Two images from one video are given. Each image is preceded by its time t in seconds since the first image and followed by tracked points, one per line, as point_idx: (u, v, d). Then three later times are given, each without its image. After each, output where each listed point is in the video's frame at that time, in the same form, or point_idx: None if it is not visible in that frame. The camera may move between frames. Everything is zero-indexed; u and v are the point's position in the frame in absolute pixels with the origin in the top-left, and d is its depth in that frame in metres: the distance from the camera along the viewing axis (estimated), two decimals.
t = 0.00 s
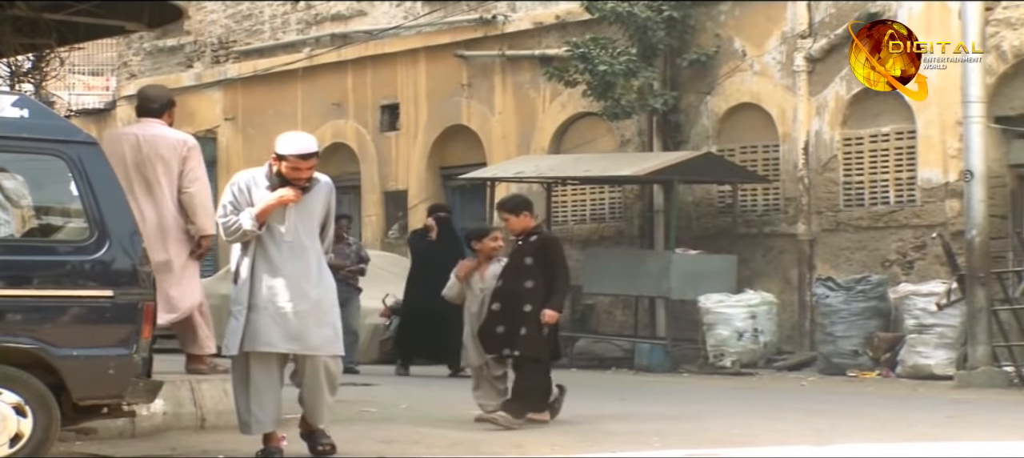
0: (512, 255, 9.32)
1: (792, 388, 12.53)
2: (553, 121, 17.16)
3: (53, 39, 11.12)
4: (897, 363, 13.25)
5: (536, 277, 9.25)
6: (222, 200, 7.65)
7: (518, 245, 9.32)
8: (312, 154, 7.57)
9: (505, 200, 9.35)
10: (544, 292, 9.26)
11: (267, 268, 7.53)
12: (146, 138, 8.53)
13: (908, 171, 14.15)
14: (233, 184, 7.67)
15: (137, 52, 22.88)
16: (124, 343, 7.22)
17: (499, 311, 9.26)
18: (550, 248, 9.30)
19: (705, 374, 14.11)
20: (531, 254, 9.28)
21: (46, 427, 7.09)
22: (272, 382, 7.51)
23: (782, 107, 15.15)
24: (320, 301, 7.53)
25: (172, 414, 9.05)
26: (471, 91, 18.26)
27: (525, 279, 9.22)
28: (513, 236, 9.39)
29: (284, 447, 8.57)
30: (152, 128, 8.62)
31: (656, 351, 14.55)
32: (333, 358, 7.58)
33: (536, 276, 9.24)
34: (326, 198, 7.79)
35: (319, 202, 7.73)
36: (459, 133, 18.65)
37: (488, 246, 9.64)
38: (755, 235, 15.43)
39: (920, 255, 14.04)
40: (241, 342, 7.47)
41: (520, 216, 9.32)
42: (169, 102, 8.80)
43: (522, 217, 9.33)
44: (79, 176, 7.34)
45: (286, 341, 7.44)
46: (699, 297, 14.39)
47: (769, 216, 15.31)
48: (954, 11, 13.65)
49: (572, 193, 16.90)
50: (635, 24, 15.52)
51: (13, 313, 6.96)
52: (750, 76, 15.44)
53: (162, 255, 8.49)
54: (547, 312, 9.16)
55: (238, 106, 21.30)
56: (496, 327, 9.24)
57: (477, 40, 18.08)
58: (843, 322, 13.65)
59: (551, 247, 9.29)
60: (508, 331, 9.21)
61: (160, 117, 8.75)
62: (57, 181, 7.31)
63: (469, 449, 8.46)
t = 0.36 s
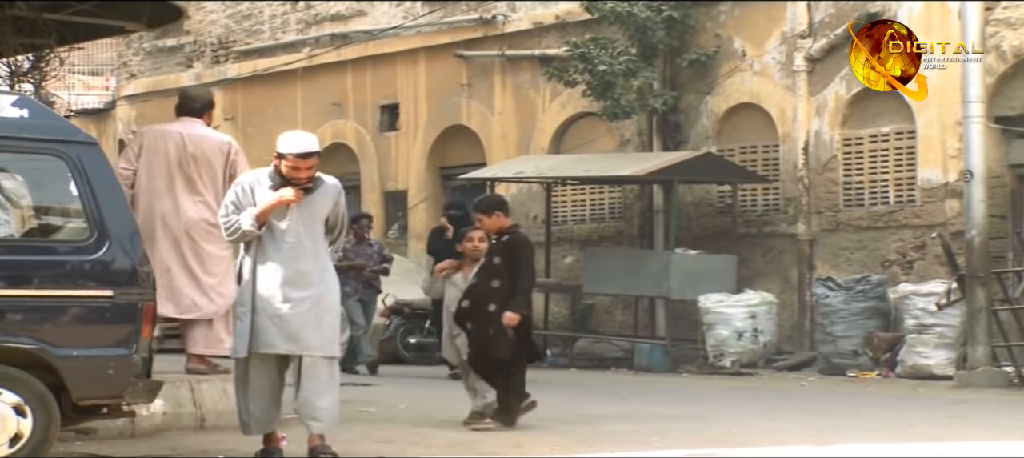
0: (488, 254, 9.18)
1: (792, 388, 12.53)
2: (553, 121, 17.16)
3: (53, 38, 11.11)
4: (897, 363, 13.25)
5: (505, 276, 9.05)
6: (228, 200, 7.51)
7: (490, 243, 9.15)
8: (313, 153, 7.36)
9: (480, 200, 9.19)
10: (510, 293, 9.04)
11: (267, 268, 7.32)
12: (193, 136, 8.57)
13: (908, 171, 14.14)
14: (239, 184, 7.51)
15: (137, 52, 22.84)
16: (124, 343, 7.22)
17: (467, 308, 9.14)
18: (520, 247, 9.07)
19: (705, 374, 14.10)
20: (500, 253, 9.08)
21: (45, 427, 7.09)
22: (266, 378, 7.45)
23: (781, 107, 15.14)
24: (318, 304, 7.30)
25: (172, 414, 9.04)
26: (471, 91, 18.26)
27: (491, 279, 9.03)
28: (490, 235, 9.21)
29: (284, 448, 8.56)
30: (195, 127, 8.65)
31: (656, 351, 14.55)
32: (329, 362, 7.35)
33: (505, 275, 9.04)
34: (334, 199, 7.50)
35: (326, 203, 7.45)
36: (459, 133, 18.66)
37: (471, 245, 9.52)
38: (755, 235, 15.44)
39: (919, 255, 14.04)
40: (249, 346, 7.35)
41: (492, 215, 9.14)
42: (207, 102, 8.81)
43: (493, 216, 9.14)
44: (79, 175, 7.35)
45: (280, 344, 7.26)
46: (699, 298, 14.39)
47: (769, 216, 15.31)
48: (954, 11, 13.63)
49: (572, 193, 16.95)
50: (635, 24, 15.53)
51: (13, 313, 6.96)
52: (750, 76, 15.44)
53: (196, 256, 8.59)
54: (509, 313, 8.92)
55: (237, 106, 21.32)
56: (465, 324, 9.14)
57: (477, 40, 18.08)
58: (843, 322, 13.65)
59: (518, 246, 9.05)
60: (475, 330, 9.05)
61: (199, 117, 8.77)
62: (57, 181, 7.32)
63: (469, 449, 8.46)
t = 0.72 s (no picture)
0: (463, 255, 9.18)
1: (789, 388, 12.54)
2: (550, 121, 17.16)
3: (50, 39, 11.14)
4: (893, 363, 13.27)
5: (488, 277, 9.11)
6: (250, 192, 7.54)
7: (469, 244, 9.16)
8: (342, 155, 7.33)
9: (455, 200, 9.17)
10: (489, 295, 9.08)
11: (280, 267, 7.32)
12: (194, 140, 8.51)
13: (905, 171, 14.12)
14: (262, 178, 7.52)
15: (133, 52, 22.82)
16: (120, 344, 7.23)
17: (446, 311, 9.12)
18: (502, 248, 9.12)
19: (701, 374, 14.15)
20: (483, 255, 9.12)
21: (41, 427, 7.10)
22: (272, 381, 7.38)
23: (778, 107, 15.16)
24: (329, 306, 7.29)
25: (168, 414, 9.05)
26: (467, 91, 18.33)
27: (476, 280, 9.09)
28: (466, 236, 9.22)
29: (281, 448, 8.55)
30: (195, 131, 8.59)
31: (652, 351, 14.56)
32: (335, 367, 7.31)
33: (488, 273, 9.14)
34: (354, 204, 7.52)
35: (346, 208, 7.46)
36: (456, 133, 18.69)
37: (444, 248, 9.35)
38: (751, 235, 15.45)
39: (915, 255, 14.04)
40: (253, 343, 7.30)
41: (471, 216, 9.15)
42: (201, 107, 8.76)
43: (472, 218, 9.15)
44: (75, 176, 7.36)
45: (286, 343, 7.24)
46: (696, 298, 14.40)
47: (765, 216, 15.30)
48: (951, 11, 13.58)
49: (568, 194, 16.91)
50: (632, 24, 15.55)
51: (10, 313, 6.96)
52: (746, 76, 15.46)
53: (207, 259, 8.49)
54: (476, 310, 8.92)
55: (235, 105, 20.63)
56: (440, 328, 9.11)
57: (474, 40, 18.14)
58: (839, 322, 13.67)
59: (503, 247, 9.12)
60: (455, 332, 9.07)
61: (194, 122, 8.70)
62: (53, 181, 7.33)
63: (466, 449, 8.46)
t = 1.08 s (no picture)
0: (426, 252, 9.33)
1: (785, 388, 12.55)
2: (547, 121, 17.16)
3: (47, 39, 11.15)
4: (890, 363, 13.30)
5: (454, 275, 9.26)
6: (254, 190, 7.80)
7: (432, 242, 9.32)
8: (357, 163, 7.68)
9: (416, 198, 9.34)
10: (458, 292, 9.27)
11: (279, 267, 7.72)
12: (171, 141, 8.56)
13: (901, 170, 14.11)
14: (267, 176, 7.81)
15: (130, 53, 22.78)
16: (117, 344, 7.40)
17: (410, 310, 9.25)
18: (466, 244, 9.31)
19: (698, 374, 14.19)
20: (447, 251, 9.28)
21: (38, 428, 7.29)
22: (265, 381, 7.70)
23: (774, 107, 15.15)
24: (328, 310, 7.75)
25: (165, 414, 9.04)
26: (463, 90, 18.37)
27: (441, 277, 9.21)
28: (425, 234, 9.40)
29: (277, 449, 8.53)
30: (171, 132, 8.65)
31: (649, 351, 14.57)
32: (330, 370, 7.78)
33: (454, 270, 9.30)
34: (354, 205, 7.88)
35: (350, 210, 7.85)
36: (452, 133, 18.69)
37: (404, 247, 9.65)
38: (748, 235, 15.46)
39: (912, 255, 14.06)
40: (243, 338, 7.65)
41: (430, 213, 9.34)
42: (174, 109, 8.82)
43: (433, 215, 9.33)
44: (71, 176, 7.52)
45: (286, 342, 7.64)
46: (693, 298, 14.40)
47: (762, 216, 15.31)
48: (947, 11, 13.57)
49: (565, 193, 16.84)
50: (628, 24, 15.55)
51: (6, 313, 7.13)
52: (742, 76, 15.45)
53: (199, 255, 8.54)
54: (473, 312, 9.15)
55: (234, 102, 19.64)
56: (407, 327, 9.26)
57: (470, 39, 18.19)
58: (835, 323, 13.67)
59: (467, 244, 9.30)
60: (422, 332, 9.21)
61: (167, 124, 8.76)
62: (49, 182, 7.49)
63: (462, 449, 8.47)
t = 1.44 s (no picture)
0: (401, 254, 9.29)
1: (783, 388, 12.55)
2: (544, 121, 17.16)
3: (44, 39, 11.14)
4: (887, 364, 13.31)
5: (426, 275, 9.20)
6: (234, 196, 7.54)
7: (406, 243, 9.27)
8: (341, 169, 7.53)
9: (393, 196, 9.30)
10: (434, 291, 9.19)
11: (262, 273, 7.54)
12: (165, 146, 8.38)
13: (899, 171, 14.13)
14: (248, 180, 7.56)
15: (128, 52, 22.74)
16: (114, 343, 7.39)
17: (390, 313, 9.13)
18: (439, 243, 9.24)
19: (696, 374, 14.17)
20: (420, 251, 9.23)
21: (36, 428, 7.30)
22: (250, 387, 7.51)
23: (772, 108, 15.15)
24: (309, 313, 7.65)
25: (163, 414, 9.05)
26: (462, 91, 18.26)
27: (417, 277, 9.17)
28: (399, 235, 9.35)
29: (274, 449, 8.52)
30: (164, 137, 8.47)
31: (647, 351, 14.57)
32: (314, 371, 7.67)
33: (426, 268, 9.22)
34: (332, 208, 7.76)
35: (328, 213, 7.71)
36: (450, 133, 18.68)
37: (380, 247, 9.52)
38: (745, 235, 15.46)
39: (909, 255, 14.05)
40: (227, 346, 7.43)
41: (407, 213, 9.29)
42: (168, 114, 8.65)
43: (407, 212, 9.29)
44: (69, 175, 7.52)
45: (274, 348, 7.49)
46: (690, 298, 14.40)
47: (760, 216, 15.32)
48: (945, 11, 13.59)
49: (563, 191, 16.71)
50: (626, 24, 15.53)
51: (3, 313, 7.14)
52: (740, 76, 15.45)
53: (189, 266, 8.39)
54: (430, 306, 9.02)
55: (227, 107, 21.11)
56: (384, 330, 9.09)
57: (468, 40, 18.08)
58: (833, 322, 13.66)
59: (439, 242, 9.22)
60: (401, 334, 9.08)
61: (161, 129, 8.61)
62: (47, 181, 7.50)
63: (461, 450, 8.46)
